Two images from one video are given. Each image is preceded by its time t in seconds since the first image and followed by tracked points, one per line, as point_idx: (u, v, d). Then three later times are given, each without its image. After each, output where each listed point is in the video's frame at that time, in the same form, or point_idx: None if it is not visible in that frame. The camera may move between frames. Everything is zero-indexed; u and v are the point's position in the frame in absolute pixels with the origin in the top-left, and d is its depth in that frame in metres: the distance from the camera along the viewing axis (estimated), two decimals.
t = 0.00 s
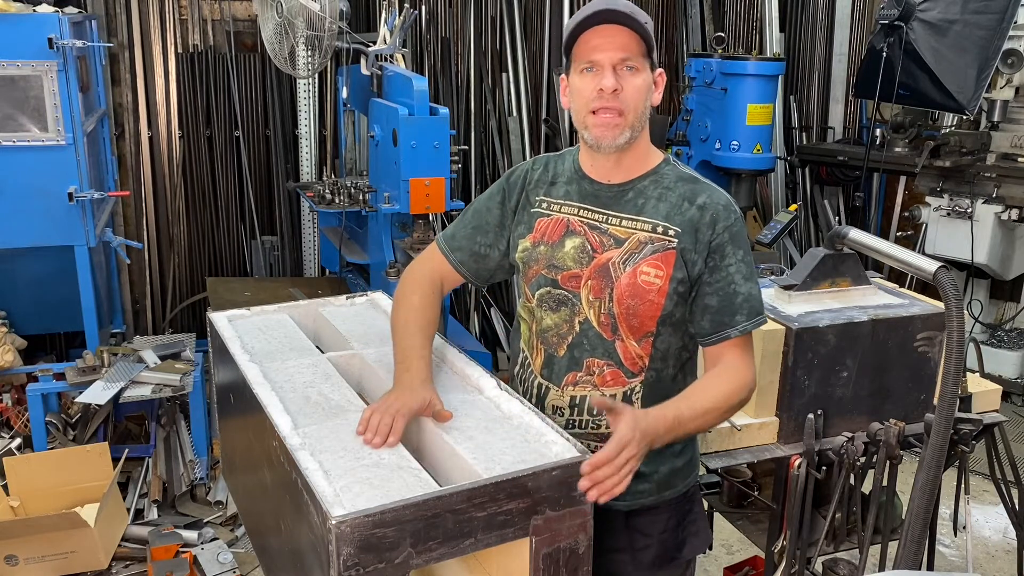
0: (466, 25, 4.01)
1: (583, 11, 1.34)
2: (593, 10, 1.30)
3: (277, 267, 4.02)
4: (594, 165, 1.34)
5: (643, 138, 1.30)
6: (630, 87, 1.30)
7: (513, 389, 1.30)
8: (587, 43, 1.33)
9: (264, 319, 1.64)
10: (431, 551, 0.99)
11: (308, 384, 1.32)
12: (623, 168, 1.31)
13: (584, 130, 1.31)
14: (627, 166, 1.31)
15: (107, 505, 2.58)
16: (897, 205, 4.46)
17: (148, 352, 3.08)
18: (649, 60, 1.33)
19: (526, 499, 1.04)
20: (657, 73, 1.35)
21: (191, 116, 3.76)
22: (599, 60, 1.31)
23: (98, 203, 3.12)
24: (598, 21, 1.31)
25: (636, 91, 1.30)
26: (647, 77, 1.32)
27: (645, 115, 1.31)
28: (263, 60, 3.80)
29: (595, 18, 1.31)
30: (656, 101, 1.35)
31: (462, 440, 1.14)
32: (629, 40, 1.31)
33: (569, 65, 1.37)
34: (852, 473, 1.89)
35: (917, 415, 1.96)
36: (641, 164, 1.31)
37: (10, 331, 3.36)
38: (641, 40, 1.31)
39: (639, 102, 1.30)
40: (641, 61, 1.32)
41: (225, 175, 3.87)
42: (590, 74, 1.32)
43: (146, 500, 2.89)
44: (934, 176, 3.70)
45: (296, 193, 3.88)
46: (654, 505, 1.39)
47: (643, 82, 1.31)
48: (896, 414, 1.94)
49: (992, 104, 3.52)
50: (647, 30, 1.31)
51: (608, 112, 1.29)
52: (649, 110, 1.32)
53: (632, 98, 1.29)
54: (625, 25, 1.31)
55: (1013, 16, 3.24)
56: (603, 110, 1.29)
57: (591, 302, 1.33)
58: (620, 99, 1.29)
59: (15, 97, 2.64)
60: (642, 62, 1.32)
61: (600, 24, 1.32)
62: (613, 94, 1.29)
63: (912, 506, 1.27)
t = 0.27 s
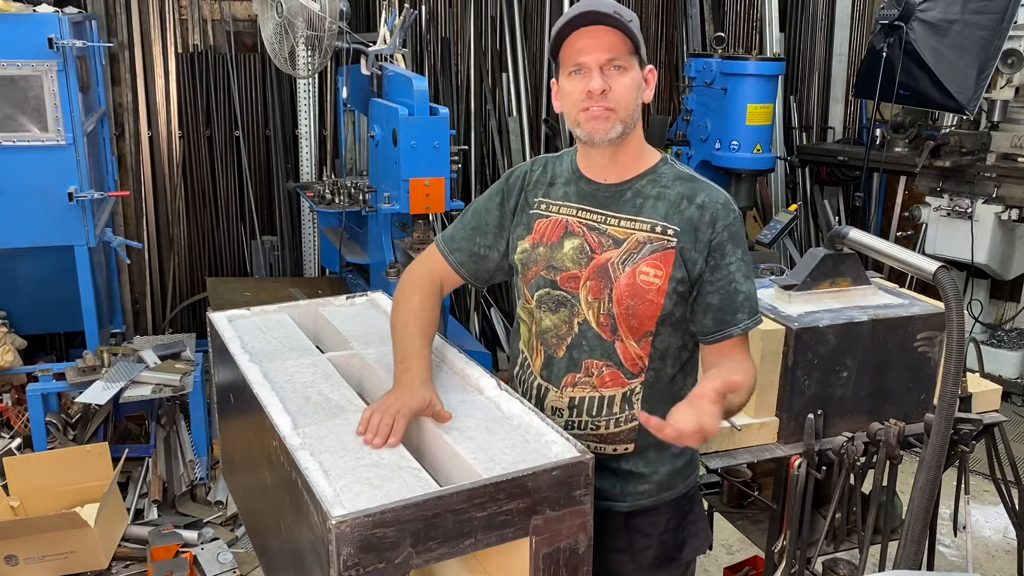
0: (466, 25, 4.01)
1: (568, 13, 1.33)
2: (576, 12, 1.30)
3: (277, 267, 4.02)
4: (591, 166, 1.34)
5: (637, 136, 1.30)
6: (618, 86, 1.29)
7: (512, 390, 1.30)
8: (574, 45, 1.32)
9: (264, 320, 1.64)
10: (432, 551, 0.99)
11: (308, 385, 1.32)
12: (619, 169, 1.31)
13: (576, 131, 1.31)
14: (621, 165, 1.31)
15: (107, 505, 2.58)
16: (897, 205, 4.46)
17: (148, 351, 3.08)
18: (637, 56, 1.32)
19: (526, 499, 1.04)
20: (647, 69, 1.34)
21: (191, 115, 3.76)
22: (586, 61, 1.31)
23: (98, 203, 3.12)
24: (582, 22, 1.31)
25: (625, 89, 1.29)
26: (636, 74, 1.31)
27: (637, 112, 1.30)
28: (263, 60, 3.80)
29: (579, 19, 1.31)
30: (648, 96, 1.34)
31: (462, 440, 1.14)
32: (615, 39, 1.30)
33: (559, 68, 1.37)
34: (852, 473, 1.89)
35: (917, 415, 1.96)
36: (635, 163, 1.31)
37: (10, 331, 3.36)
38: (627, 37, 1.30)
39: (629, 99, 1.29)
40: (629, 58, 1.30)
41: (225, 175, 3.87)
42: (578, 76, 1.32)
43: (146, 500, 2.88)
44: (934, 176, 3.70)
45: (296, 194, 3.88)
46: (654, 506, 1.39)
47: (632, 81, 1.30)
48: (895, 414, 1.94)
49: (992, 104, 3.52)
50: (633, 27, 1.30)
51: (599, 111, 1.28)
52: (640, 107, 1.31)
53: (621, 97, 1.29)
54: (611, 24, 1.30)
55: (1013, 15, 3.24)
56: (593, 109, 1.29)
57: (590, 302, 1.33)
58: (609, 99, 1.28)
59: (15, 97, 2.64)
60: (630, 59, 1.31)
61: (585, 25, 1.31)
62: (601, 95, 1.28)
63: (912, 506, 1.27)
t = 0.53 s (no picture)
0: (466, 25, 4.01)
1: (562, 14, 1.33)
2: (570, 14, 1.29)
3: (277, 267, 4.02)
4: (589, 166, 1.34)
5: (634, 137, 1.30)
6: (614, 87, 1.29)
7: (513, 390, 1.30)
8: (569, 47, 1.32)
9: (264, 320, 1.64)
10: (432, 551, 0.99)
11: (308, 385, 1.32)
12: (617, 170, 1.31)
13: (573, 133, 1.31)
14: (618, 165, 1.31)
15: (107, 505, 2.58)
16: (897, 205, 4.46)
17: (148, 351, 3.08)
18: (633, 56, 1.31)
19: (526, 499, 1.04)
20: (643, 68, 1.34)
21: (191, 115, 3.76)
22: (582, 63, 1.30)
23: (98, 203, 3.12)
24: (577, 24, 1.30)
25: (621, 90, 1.29)
26: (631, 74, 1.30)
27: (634, 112, 1.30)
28: (263, 60, 3.80)
29: (573, 20, 1.30)
30: (643, 95, 1.34)
31: (462, 441, 1.14)
32: (610, 40, 1.29)
33: (555, 70, 1.36)
34: (852, 473, 1.89)
35: (917, 415, 1.96)
36: (632, 163, 1.31)
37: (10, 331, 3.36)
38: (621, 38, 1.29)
39: (625, 100, 1.29)
40: (624, 59, 1.30)
41: (225, 175, 3.87)
42: (574, 78, 1.31)
43: (146, 500, 2.88)
44: (934, 176, 3.69)
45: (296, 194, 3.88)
46: (654, 506, 1.39)
47: (628, 81, 1.30)
48: (896, 414, 1.94)
49: (992, 104, 3.52)
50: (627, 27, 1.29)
51: (595, 113, 1.28)
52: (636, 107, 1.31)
53: (617, 97, 1.28)
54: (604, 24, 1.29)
55: (1013, 15, 3.24)
56: (590, 112, 1.28)
57: (589, 303, 1.33)
58: (605, 100, 1.28)
59: (15, 97, 2.64)
60: (625, 60, 1.30)
61: (580, 27, 1.30)
62: (597, 96, 1.28)
63: (912, 506, 1.27)
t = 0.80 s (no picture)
0: (466, 25, 4.01)
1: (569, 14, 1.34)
2: (579, 12, 1.30)
3: (277, 267, 4.02)
4: (589, 166, 1.34)
5: (637, 137, 1.30)
6: (620, 86, 1.29)
7: (513, 390, 1.30)
8: (576, 45, 1.32)
9: (264, 319, 1.64)
10: (432, 551, 0.99)
11: (308, 385, 1.32)
12: (618, 169, 1.31)
13: (577, 130, 1.30)
14: (620, 166, 1.31)
15: (107, 505, 2.58)
16: (897, 205, 4.46)
17: (148, 352, 3.08)
18: (638, 57, 1.32)
19: (526, 499, 1.04)
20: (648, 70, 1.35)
21: (191, 115, 3.76)
22: (588, 61, 1.31)
23: (98, 202, 3.12)
24: (584, 22, 1.31)
25: (627, 89, 1.29)
26: (637, 74, 1.31)
27: (638, 112, 1.30)
28: (263, 60, 3.80)
29: (581, 19, 1.31)
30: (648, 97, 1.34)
31: (463, 441, 1.14)
32: (617, 40, 1.30)
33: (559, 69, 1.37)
34: (852, 472, 1.89)
35: (917, 415, 1.96)
36: (634, 164, 1.31)
37: (10, 331, 3.36)
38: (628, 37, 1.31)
39: (630, 99, 1.29)
40: (630, 59, 1.31)
41: (225, 175, 3.87)
42: (580, 76, 1.32)
43: (146, 500, 2.88)
44: (934, 176, 3.69)
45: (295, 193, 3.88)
46: (654, 506, 1.39)
47: (633, 81, 1.30)
48: (896, 414, 1.94)
49: (992, 104, 3.52)
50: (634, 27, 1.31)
51: (600, 111, 1.28)
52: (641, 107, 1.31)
53: (623, 96, 1.29)
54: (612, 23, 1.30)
55: (1013, 15, 3.24)
56: (595, 109, 1.29)
57: (589, 303, 1.33)
58: (611, 99, 1.28)
59: (15, 97, 2.64)
60: (631, 60, 1.31)
61: (587, 25, 1.31)
62: (603, 94, 1.28)
63: (912, 506, 1.27)
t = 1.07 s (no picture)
0: (466, 25, 4.01)
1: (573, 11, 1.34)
2: (585, 10, 1.30)
3: (277, 267, 4.02)
4: (589, 165, 1.33)
5: (638, 136, 1.30)
6: (623, 86, 1.30)
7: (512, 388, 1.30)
8: (580, 43, 1.32)
9: (264, 319, 1.64)
10: (432, 551, 0.99)
11: (308, 385, 1.32)
12: (619, 168, 1.31)
13: (580, 129, 1.30)
14: (620, 164, 1.31)
15: (107, 505, 2.58)
16: (897, 205, 4.46)
17: (148, 351, 3.08)
18: (641, 58, 1.33)
19: (526, 499, 1.04)
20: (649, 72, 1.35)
21: (191, 115, 3.76)
22: (592, 60, 1.31)
23: (98, 203, 3.12)
24: (589, 21, 1.31)
25: (630, 89, 1.29)
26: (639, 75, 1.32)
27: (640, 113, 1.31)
28: (263, 60, 3.80)
29: (586, 17, 1.31)
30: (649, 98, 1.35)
31: (462, 439, 1.14)
32: (621, 40, 1.31)
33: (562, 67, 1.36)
34: (852, 472, 1.89)
35: (916, 415, 1.96)
36: (633, 163, 1.31)
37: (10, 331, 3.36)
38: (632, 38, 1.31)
39: (633, 99, 1.29)
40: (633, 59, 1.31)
41: (225, 175, 3.87)
42: (584, 74, 1.32)
43: (146, 499, 2.88)
44: (934, 176, 3.69)
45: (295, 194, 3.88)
46: (654, 505, 1.39)
47: (636, 82, 1.31)
48: (895, 414, 1.94)
49: (992, 104, 3.52)
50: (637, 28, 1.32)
51: (604, 110, 1.28)
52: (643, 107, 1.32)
53: (626, 96, 1.29)
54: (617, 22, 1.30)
55: (1013, 16, 3.24)
56: (598, 109, 1.28)
57: (588, 302, 1.33)
58: (614, 98, 1.28)
59: (15, 97, 2.64)
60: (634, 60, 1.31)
61: (592, 24, 1.31)
62: (608, 94, 1.28)
63: (912, 505, 1.27)
